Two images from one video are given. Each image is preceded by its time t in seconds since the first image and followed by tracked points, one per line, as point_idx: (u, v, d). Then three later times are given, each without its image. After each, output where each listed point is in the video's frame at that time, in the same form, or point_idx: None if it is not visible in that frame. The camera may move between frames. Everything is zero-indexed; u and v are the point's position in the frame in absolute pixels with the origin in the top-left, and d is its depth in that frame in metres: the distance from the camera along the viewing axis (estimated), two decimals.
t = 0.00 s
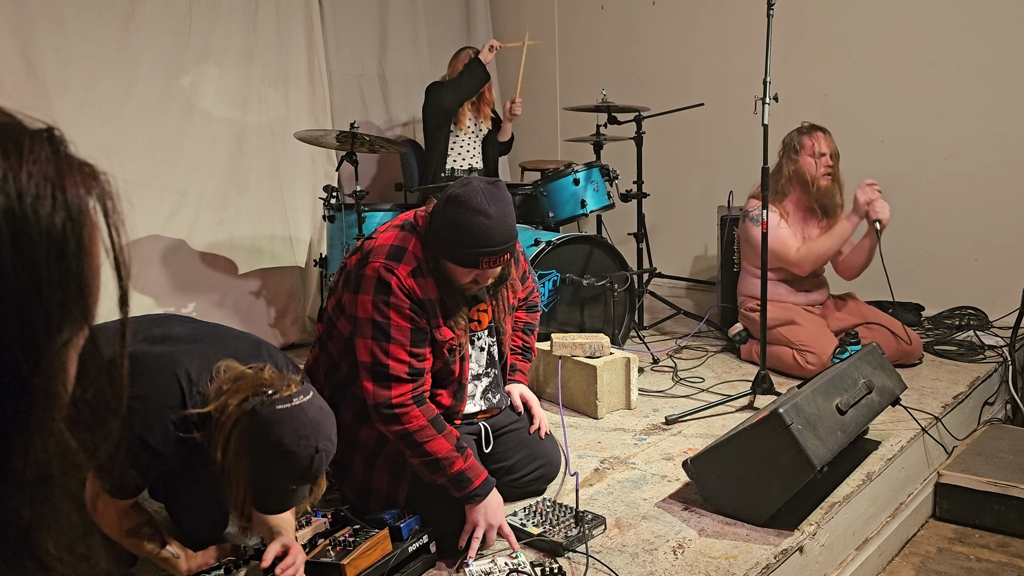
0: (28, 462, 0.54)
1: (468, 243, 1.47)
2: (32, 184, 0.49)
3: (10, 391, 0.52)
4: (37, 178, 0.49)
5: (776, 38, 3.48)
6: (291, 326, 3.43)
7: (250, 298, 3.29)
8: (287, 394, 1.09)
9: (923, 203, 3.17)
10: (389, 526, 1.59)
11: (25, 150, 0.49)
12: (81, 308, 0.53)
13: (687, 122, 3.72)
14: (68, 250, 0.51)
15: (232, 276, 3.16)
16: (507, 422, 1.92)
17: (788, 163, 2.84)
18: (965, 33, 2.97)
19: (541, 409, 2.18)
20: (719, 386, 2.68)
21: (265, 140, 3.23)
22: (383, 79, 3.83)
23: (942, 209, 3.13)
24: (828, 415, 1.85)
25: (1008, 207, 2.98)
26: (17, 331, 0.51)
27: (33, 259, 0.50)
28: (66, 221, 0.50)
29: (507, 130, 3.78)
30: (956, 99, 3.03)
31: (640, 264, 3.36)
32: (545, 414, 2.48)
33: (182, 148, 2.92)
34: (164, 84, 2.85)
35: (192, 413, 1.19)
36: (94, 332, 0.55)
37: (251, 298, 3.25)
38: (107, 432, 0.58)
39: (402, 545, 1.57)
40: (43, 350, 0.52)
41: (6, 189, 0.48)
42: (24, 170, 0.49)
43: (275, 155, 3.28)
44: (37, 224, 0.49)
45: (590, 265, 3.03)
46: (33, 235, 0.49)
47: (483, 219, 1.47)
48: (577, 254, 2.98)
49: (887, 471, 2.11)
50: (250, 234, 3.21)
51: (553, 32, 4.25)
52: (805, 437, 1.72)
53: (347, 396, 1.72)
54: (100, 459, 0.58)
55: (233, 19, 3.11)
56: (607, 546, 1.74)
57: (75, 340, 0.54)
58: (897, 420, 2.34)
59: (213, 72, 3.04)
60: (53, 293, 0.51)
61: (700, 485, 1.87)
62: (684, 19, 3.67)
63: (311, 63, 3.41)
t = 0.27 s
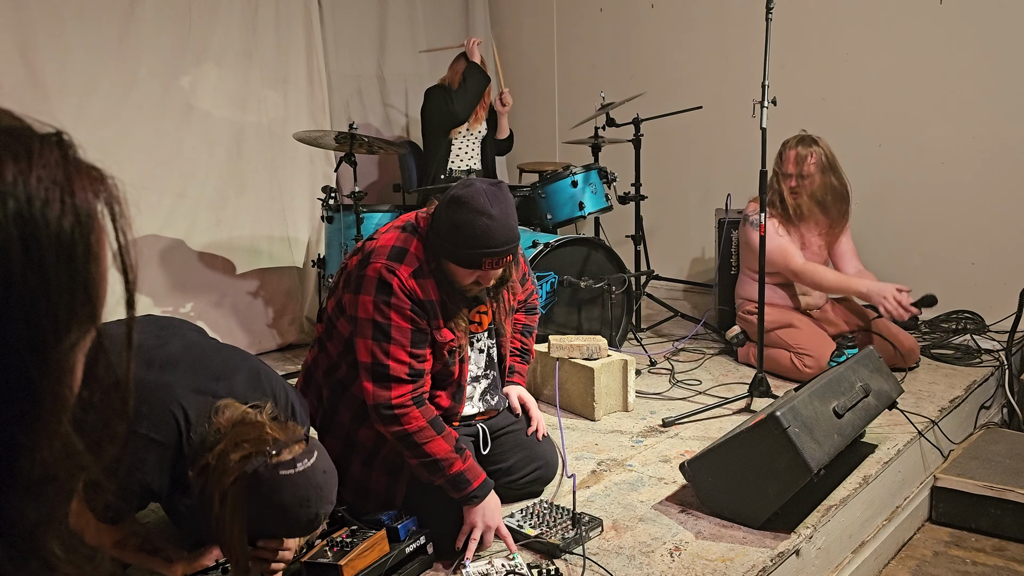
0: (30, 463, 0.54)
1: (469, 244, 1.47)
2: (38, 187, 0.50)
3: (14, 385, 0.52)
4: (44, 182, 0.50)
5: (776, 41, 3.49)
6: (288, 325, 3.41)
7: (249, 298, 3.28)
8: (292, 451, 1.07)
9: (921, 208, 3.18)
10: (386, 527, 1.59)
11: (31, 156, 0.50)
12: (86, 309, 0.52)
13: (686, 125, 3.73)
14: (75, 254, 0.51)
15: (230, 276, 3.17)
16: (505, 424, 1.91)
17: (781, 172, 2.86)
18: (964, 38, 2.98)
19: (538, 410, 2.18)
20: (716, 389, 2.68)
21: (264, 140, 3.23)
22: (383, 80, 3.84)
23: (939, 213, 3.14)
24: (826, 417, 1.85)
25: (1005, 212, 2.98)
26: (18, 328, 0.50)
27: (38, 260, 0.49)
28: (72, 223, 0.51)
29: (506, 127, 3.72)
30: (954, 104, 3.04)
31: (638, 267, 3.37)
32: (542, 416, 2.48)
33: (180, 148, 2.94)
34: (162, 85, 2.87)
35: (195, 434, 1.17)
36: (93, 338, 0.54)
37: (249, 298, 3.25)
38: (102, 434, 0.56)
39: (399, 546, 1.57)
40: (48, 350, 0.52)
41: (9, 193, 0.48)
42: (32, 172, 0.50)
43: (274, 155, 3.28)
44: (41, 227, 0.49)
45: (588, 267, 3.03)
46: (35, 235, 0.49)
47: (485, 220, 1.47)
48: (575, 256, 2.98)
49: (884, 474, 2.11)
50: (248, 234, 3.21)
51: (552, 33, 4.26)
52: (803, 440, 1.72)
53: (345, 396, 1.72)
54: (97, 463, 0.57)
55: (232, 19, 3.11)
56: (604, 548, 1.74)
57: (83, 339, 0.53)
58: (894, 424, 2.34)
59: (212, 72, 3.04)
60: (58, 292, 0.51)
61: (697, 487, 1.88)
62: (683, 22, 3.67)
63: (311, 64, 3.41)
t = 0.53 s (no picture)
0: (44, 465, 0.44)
1: (478, 244, 1.47)
2: (62, 187, 0.38)
3: (28, 390, 0.40)
4: (69, 181, 0.38)
5: (784, 43, 3.48)
6: (294, 323, 3.47)
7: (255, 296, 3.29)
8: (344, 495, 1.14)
9: (929, 210, 3.17)
10: (393, 525, 1.59)
11: (56, 154, 0.39)
12: (110, 308, 0.41)
13: (692, 126, 3.73)
14: (97, 252, 0.39)
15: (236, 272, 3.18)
16: (510, 422, 1.93)
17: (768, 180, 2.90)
18: (974, 40, 2.97)
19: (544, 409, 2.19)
20: (721, 390, 2.68)
21: (271, 138, 3.23)
22: (390, 79, 3.84)
23: (947, 215, 3.13)
24: (832, 419, 1.85)
25: (1013, 214, 2.98)
26: (29, 335, 0.39)
27: (58, 265, 0.39)
28: (98, 224, 0.39)
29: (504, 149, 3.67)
30: (963, 106, 3.03)
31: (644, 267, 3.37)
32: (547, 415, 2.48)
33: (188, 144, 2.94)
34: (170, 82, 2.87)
35: (198, 476, 0.98)
36: (125, 335, 0.43)
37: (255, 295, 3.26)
38: (132, 438, 0.46)
39: (405, 544, 1.57)
40: (63, 354, 0.41)
41: (30, 192, 0.37)
42: (56, 171, 0.38)
43: (281, 153, 3.28)
44: (68, 230, 0.39)
45: (594, 267, 3.04)
46: (60, 238, 0.38)
47: (494, 220, 1.47)
48: (582, 256, 2.98)
49: (889, 476, 2.11)
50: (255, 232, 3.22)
51: (559, 34, 4.26)
52: (808, 441, 1.72)
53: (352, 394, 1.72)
54: (124, 482, 0.47)
55: (241, 17, 3.11)
56: (610, 547, 1.74)
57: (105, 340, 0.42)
58: (899, 426, 2.34)
59: (221, 70, 3.04)
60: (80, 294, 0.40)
61: (702, 488, 1.88)
62: (690, 23, 3.67)
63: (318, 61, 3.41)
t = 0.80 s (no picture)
0: (73, 459, 0.38)
1: (488, 242, 1.48)
2: (91, 183, 0.34)
3: (48, 391, 0.36)
4: (97, 176, 0.34)
5: (797, 42, 3.47)
6: (304, 319, 3.48)
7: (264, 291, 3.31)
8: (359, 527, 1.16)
9: (941, 211, 3.16)
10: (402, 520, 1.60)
11: (84, 150, 0.34)
12: (138, 302, 0.36)
13: (703, 124, 3.73)
14: (125, 248, 0.35)
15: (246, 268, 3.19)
16: (520, 420, 1.93)
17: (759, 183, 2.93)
18: (988, 41, 2.96)
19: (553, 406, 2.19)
20: (729, 389, 2.68)
21: (282, 134, 3.24)
22: (401, 75, 3.85)
23: (958, 216, 3.12)
24: (841, 419, 1.85)
25: None
26: (54, 332, 0.34)
27: (84, 262, 0.34)
28: (125, 218, 0.35)
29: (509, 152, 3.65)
30: (976, 107, 3.02)
31: (653, 265, 3.37)
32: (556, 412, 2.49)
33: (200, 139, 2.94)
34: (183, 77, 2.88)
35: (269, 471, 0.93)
36: (153, 329, 0.38)
37: (264, 291, 3.27)
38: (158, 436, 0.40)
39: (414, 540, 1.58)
40: (92, 351, 0.36)
41: (60, 187, 0.33)
42: (84, 166, 0.34)
43: (291, 150, 3.29)
44: (96, 226, 0.34)
45: (604, 265, 3.04)
46: (89, 234, 0.34)
47: (504, 218, 1.48)
48: (591, 254, 2.99)
49: (897, 477, 2.11)
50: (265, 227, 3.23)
51: (570, 31, 4.27)
52: (817, 441, 1.72)
53: (362, 389, 1.72)
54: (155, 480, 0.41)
55: (253, 13, 3.12)
56: (618, 545, 1.75)
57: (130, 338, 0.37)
58: (908, 427, 2.34)
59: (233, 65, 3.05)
60: (105, 292, 0.35)
61: (711, 486, 1.88)
62: (702, 21, 3.67)
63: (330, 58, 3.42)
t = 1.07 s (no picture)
0: (94, 451, 0.36)
1: (498, 241, 1.48)
2: (114, 180, 0.33)
3: (67, 382, 0.34)
4: (120, 172, 0.34)
5: (806, 41, 3.47)
6: (311, 315, 3.49)
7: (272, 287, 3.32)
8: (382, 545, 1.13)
9: (948, 211, 3.15)
10: (408, 516, 1.61)
11: (108, 146, 0.34)
12: (156, 293, 0.35)
13: (710, 123, 3.73)
14: (146, 241, 0.34)
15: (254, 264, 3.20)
16: (526, 416, 1.93)
17: (751, 186, 2.95)
18: (997, 41, 2.95)
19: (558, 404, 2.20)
20: (735, 388, 2.68)
21: (290, 130, 3.25)
22: (409, 72, 3.86)
23: (966, 217, 3.11)
24: (847, 419, 1.86)
25: None
26: (74, 325, 0.33)
27: (106, 257, 0.33)
28: (147, 215, 0.34)
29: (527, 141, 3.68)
30: (985, 107, 3.01)
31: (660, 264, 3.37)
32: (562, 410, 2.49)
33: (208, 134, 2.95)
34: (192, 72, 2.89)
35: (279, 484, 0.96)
36: (172, 324, 0.36)
37: (271, 287, 3.28)
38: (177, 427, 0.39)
39: (421, 535, 1.60)
40: (112, 345, 0.35)
41: (84, 182, 0.33)
42: (106, 162, 0.34)
43: (299, 146, 3.30)
44: (118, 223, 0.33)
45: (610, 263, 3.04)
46: (111, 229, 0.33)
47: (515, 217, 1.48)
48: (598, 252, 2.99)
49: (903, 477, 2.11)
50: (273, 223, 3.24)
51: (578, 29, 4.27)
52: (823, 441, 1.72)
53: (370, 386, 1.73)
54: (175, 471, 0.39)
55: (263, 9, 3.13)
56: (623, 542, 1.75)
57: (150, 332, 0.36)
58: (914, 427, 2.34)
59: (241, 62, 3.06)
60: (126, 285, 0.34)
61: (716, 485, 1.88)
62: (710, 20, 3.67)
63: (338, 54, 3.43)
